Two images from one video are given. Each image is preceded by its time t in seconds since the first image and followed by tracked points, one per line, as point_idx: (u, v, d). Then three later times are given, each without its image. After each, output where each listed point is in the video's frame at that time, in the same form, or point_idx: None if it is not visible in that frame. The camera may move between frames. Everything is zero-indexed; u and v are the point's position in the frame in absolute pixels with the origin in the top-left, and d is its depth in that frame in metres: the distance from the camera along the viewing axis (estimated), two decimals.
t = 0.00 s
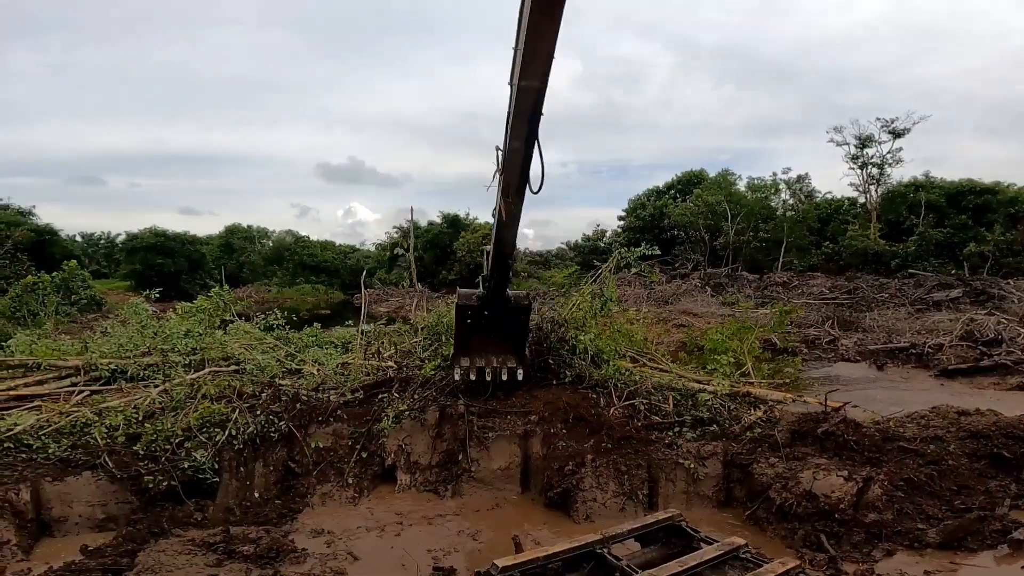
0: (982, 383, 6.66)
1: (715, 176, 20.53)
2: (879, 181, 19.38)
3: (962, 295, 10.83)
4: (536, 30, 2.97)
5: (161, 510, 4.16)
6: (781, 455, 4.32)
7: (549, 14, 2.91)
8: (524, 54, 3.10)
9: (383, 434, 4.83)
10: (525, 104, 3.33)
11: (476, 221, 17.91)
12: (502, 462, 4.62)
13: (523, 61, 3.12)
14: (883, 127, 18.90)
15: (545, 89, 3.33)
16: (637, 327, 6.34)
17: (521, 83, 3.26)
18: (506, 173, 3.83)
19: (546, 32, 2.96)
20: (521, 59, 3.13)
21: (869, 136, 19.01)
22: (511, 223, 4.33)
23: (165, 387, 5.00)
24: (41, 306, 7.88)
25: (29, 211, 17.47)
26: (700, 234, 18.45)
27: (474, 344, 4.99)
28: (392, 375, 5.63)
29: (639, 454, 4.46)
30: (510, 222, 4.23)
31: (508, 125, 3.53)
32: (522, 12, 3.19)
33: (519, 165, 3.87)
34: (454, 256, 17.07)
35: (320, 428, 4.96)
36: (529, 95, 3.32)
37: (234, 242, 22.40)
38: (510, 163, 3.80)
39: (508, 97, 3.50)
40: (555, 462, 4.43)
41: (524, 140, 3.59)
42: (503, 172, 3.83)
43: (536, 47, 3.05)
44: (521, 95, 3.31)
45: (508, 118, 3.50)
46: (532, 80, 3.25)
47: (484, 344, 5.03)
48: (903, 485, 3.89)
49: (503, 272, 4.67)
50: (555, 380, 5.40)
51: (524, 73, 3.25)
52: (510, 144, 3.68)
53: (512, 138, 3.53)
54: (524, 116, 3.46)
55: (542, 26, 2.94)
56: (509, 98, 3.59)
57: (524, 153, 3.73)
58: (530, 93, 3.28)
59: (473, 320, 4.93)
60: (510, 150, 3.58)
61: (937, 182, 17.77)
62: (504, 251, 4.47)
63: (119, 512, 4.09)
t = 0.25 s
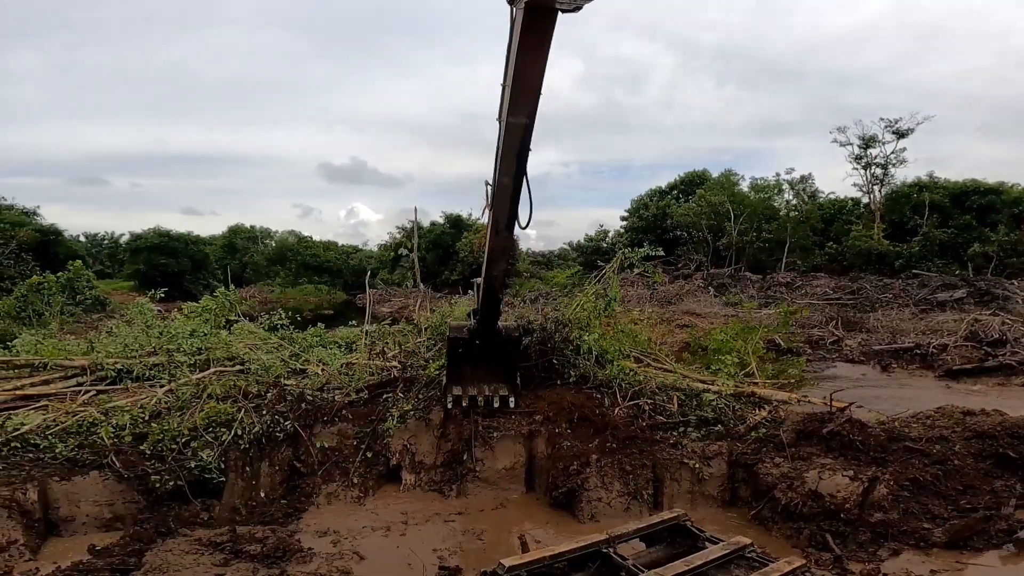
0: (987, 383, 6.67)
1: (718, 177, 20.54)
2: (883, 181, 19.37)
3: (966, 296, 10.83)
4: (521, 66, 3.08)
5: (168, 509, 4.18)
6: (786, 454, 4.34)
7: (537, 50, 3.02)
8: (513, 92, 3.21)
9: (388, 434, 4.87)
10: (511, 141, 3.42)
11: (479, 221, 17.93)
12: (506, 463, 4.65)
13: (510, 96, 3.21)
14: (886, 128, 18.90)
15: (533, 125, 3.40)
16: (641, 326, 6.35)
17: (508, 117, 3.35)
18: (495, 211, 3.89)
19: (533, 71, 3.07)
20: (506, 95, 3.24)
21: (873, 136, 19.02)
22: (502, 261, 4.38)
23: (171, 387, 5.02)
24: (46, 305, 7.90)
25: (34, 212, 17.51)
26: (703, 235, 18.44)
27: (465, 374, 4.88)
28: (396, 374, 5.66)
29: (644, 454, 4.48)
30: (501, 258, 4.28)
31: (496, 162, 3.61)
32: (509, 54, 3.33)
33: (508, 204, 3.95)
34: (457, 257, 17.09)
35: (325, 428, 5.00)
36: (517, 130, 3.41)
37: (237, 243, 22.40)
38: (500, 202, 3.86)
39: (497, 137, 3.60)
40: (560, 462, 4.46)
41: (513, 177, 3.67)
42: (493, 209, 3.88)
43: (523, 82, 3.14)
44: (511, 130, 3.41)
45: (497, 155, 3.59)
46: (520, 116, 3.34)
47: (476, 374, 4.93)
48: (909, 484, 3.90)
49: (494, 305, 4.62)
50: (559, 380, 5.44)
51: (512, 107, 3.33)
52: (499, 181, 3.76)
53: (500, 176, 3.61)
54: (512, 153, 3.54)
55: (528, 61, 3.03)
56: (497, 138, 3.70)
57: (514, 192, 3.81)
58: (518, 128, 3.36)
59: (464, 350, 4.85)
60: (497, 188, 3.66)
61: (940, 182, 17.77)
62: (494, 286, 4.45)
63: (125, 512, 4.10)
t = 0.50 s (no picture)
0: (990, 384, 6.65)
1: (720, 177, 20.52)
2: (885, 182, 19.32)
3: (969, 296, 10.80)
4: (521, 90, 3.31)
5: (171, 509, 4.20)
6: (788, 455, 4.34)
7: (537, 73, 3.24)
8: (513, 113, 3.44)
9: (390, 434, 4.90)
10: (512, 160, 3.65)
11: (480, 222, 17.94)
12: (508, 463, 4.65)
13: (511, 117, 3.44)
14: (889, 128, 18.86)
15: (533, 145, 3.62)
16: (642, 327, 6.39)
17: (509, 139, 3.58)
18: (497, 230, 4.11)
19: (533, 93, 3.30)
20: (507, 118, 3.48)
21: (876, 136, 18.98)
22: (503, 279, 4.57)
23: (174, 387, 5.05)
24: (49, 306, 7.92)
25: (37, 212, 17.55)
26: (706, 235, 18.41)
27: (468, 387, 5.04)
28: (398, 374, 5.68)
29: (646, 454, 4.48)
30: (502, 276, 4.49)
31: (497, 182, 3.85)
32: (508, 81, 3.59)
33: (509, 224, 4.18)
34: (459, 257, 17.09)
35: (327, 428, 5.03)
36: (517, 151, 3.64)
37: (240, 243, 22.37)
38: (502, 220, 4.08)
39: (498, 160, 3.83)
40: (562, 462, 4.47)
41: (514, 197, 3.88)
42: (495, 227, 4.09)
43: (523, 104, 3.38)
44: (512, 150, 3.63)
45: (498, 174, 3.81)
46: (521, 137, 3.56)
47: (479, 387, 5.09)
48: (911, 485, 3.90)
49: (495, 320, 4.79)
50: (561, 381, 5.45)
51: (512, 128, 3.56)
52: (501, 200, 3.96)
53: (501, 195, 3.83)
54: (513, 173, 3.76)
55: (527, 84, 3.27)
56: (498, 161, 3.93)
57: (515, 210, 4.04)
58: (518, 149, 3.58)
59: (467, 364, 5.03)
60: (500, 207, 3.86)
61: (943, 182, 17.73)
62: (496, 300, 4.64)
63: (129, 512, 4.11)
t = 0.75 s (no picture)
0: (991, 385, 6.67)
1: (722, 177, 20.52)
2: (888, 182, 19.30)
3: (971, 296, 10.80)
4: (523, 100, 3.33)
5: (175, 509, 4.23)
6: (788, 456, 4.36)
7: (538, 83, 3.26)
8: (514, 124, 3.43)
9: (392, 435, 4.93)
10: (514, 170, 3.67)
11: (482, 222, 17.97)
12: (509, 463, 4.67)
13: (513, 128, 3.44)
14: (891, 128, 18.83)
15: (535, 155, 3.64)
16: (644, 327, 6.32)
17: (511, 149, 3.60)
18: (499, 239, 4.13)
19: (535, 103, 3.32)
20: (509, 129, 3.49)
21: (878, 136, 18.95)
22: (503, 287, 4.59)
23: (179, 388, 5.09)
24: (54, 307, 7.97)
25: (41, 213, 17.63)
26: (708, 235, 18.41)
27: (470, 394, 5.06)
28: (401, 375, 5.72)
29: (647, 454, 4.50)
30: (503, 285, 4.51)
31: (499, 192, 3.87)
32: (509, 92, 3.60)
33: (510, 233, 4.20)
34: (461, 258, 17.13)
35: (330, 428, 5.06)
36: (519, 160, 3.65)
37: (242, 243, 22.40)
38: (503, 231, 4.08)
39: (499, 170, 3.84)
40: (563, 463, 4.52)
41: (516, 207, 3.90)
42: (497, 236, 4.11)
43: (524, 114, 3.39)
44: (513, 161, 3.65)
45: (501, 185, 3.81)
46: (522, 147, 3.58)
47: (481, 394, 5.10)
48: (910, 486, 3.91)
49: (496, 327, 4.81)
50: (563, 382, 5.48)
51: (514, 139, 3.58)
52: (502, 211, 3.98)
53: (504, 205, 3.85)
54: (515, 183, 3.78)
55: (529, 95, 3.29)
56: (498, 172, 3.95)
57: (516, 222, 4.03)
58: (520, 159, 3.60)
59: (469, 371, 5.05)
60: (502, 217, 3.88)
61: (945, 182, 17.70)
62: (498, 308, 4.68)
63: (134, 512, 4.15)
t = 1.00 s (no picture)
0: (994, 386, 6.65)
1: (724, 177, 20.50)
2: (891, 182, 19.25)
3: (975, 297, 10.77)
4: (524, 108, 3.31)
5: (179, 510, 4.25)
6: (790, 457, 4.36)
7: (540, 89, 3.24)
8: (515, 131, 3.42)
9: (395, 435, 4.95)
10: (518, 178, 3.63)
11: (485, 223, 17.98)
12: (512, 463, 4.69)
13: (515, 136, 3.43)
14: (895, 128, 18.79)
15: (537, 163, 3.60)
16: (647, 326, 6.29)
17: (513, 158, 3.56)
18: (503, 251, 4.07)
19: (537, 110, 3.30)
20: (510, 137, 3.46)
21: (881, 136, 18.91)
22: (508, 302, 4.49)
23: (182, 388, 5.11)
24: (57, 308, 7.99)
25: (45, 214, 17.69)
26: (710, 236, 18.39)
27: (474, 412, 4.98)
28: (404, 377, 5.75)
29: (649, 455, 4.50)
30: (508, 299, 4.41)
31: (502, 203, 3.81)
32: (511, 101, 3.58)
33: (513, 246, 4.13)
34: (463, 258, 17.14)
35: (333, 429, 5.08)
36: (522, 168, 3.62)
37: (245, 244, 22.43)
38: (507, 243, 4.04)
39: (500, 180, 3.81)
40: (565, 464, 4.56)
41: (519, 216, 3.86)
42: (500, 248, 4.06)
43: (526, 122, 3.36)
44: (516, 169, 3.61)
45: (504, 194, 3.78)
46: (525, 156, 3.55)
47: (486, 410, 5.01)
48: (912, 487, 3.91)
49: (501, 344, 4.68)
50: (565, 383, 5.49)
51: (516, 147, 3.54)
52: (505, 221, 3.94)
53: (508, 215, 3.80)
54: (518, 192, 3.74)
55: (531, 101, 3.26)
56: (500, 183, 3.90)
57: (520, 234, 3.98)
58: (523, 167, 3.56)
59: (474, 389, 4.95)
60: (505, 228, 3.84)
61: (949, 182, 17.65)
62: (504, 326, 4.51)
63: (137, 512, 4.17)
